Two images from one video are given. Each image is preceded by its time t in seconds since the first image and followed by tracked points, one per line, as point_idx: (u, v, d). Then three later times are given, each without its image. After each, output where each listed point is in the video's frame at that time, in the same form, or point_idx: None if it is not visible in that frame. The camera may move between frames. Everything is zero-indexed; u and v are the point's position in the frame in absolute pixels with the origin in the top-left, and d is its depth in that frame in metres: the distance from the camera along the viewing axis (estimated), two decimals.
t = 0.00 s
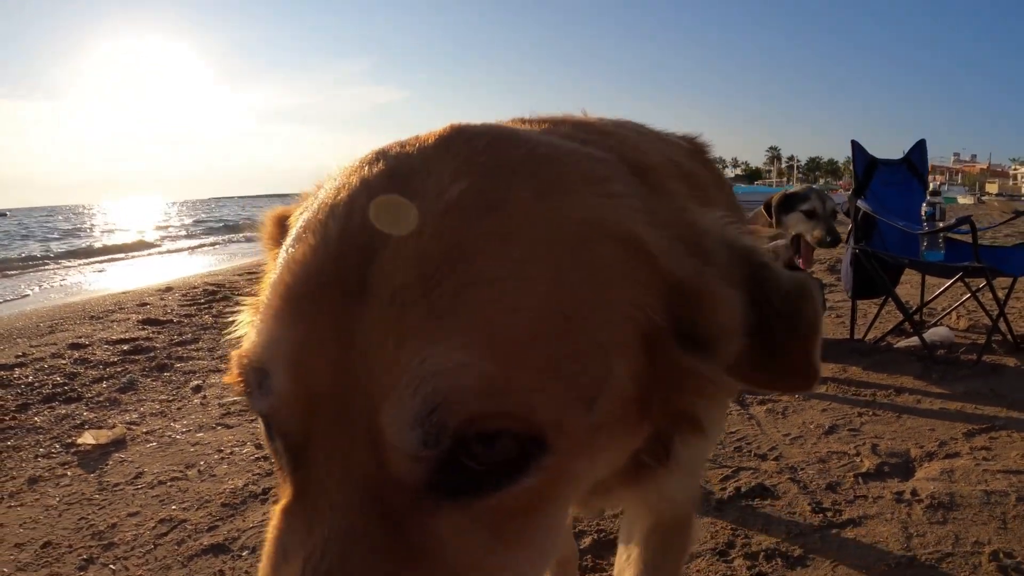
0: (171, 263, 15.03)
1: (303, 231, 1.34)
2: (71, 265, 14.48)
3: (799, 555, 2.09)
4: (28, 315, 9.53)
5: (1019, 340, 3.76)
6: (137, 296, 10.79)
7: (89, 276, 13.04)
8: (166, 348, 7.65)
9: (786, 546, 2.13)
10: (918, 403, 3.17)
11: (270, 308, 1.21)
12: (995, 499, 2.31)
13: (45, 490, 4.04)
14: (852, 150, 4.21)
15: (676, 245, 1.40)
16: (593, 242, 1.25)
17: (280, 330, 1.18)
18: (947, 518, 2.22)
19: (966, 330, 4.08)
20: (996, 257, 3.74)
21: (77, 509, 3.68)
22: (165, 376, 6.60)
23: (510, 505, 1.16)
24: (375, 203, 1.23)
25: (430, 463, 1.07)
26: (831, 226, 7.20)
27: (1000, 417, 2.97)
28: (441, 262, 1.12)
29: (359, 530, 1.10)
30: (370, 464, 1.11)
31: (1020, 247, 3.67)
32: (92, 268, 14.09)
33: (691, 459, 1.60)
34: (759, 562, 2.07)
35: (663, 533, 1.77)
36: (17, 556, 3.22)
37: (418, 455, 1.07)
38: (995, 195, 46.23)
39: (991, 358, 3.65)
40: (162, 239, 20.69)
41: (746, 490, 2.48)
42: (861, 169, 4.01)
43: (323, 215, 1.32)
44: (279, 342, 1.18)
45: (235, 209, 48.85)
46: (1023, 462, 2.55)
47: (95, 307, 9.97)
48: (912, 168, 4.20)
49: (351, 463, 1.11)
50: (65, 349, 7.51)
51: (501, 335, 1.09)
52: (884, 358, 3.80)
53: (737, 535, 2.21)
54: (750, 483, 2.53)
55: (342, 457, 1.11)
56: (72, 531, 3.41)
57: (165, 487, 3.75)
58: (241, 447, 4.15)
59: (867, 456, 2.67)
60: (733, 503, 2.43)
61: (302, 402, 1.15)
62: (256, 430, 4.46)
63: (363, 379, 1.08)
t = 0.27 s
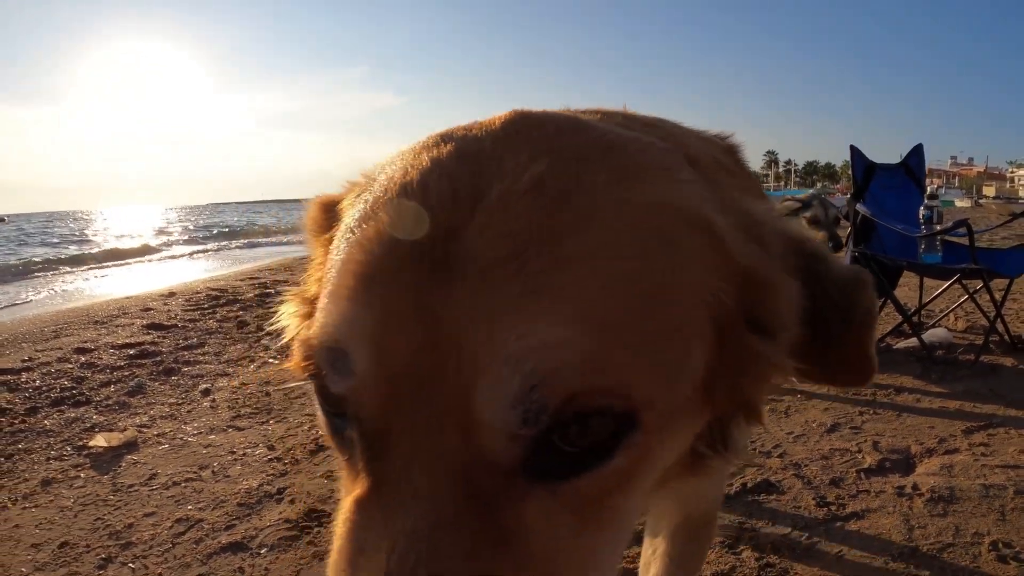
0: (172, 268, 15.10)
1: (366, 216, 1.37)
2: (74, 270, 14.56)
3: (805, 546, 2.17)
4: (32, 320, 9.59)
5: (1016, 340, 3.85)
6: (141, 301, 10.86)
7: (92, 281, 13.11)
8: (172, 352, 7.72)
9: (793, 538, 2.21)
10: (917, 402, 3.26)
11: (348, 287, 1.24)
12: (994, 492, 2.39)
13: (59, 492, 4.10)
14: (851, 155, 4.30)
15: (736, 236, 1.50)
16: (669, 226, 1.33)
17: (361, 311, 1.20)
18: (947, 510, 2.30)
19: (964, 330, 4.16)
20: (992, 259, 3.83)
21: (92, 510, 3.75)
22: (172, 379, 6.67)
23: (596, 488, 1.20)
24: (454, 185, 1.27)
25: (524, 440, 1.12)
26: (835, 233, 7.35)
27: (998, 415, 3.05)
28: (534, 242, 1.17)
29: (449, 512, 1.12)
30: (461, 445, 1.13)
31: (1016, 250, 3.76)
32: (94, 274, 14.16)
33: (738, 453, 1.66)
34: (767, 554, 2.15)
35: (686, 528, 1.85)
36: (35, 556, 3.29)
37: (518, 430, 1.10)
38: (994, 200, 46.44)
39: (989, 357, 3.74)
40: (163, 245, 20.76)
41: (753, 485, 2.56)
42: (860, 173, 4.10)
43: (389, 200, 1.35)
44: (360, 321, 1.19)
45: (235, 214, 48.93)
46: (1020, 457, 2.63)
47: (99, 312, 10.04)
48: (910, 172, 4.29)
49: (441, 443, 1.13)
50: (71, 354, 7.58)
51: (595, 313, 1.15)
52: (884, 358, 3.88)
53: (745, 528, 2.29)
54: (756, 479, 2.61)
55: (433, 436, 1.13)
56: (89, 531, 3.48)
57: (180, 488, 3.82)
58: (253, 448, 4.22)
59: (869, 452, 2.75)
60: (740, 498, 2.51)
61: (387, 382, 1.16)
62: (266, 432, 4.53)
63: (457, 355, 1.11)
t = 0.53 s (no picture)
0: (175, 273, 15.20)
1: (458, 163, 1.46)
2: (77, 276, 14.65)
3: (807, 538, 2.26)
4: (37, 324, 9.68)
5: (1011, 343, 3.94)
6: (144, 306, 10.95)
7: (96, 286, 13.20)
8: (178, 356, 7.81)
9: (796, 530, 2.30)
10: (914, 402, 3.35)
11: (459, 210, 1.29)
12: (989, 486, 2.49)
13: (74, 491, 4.18)
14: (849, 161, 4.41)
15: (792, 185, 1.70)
16: (743, 167, 1.47)
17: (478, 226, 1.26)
18: (943, 504, 2.40)
19: (959, 333, 4.26)
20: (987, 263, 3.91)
21: (108, 509, 3.83)
22: (179, 382, 6.76)
23: (702, 400, 1.28)
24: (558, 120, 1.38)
25: (650, 340, 1.18)
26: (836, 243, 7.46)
27: (993, 414, 3.14)
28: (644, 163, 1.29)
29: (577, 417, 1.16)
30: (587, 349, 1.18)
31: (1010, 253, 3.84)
32: (97, 279, 14.25)
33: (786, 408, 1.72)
34: (772, 546, 2.24)
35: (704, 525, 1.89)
36: (53, 554, 3.36)
37: (644, 327, 1.18)
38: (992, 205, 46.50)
39: (984, 359, 3.83)
40: (165, 250, 20.87)
41: (755, 481, 2.65)
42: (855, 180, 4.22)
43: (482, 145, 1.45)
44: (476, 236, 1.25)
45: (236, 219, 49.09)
46: (1013, 454, 2.73)
47: (104, 316, 10.13)
48: (906, 179, 4.38)
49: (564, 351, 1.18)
50: (78, 358, 7.66)
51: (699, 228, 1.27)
52: (882, 360, 3.97)
53: (749, 522, 2.38)
54: (759, 475, 2.70)
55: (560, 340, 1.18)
56: (106, 529, 3.56)
57: (194, 487, 3.90)
58: (264, 450, 4.30)
59: (867, 449, 2.84)
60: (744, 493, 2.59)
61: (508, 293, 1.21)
62: (276, 434, 4.62)
63: (582, 260, 1.17)
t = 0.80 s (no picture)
0: (176, 278, 15.25)
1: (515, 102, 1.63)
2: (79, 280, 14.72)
3: (805, 534, 2.32)
4: (40, 327, 9.73)
5: (1007, 347, 4.00)
6: (147, 310, 11.01)
7: (98, 291, 13.26)
8: (181, 359, 7.86)
9: (794, 527, 2.36)
10: (910, 405, 3.40)
11: (538, 138, 1.47)
12: (984, 484, 2.55)
13: (81, 491, 4.23)
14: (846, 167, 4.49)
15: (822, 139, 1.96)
16: (780, 113, 1.70)
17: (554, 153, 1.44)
18: (939, 501, 2.45)
19: (956, 338, 4.32)
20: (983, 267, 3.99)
21: (115, 507, 3.87)
22: (182, 385, 6.81)
23: (763, 310, 1.50)
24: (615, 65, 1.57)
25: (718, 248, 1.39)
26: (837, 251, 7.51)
27: (988, 415, 3.20)
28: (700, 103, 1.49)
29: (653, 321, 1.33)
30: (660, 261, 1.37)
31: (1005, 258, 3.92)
32: (100, 284, 14.31)
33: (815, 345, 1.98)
34: (771, 542, 2.30)
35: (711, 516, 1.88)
36: (62, 551, 3.41)
37: (712, 239, 1.38)
38: (993, 213, 46.62)
39: (980, 363, 3.90)
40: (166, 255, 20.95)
41: (755, 480, 2.70)
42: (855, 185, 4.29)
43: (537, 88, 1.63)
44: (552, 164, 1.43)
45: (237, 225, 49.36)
46: (1008, 453, 2.79)
47: (107, 320, 10.18)
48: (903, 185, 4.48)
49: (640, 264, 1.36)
50: (82, 361, 7.71)
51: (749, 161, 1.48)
52: (879, 364, 4.03)
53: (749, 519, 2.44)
54: (758, 474, 2.75)
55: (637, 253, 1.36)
56: (114, 527, 3.60)
57: (201, 487, 3.95)
58: (269, 451, 4.36)
59: (864, 449, 2.90)
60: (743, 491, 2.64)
61: (584, 213, 1.39)
62: (281, 435, 4.67)
63: (654, 182, 1.37)
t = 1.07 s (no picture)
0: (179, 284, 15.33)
1: (554, 32, 1.85)
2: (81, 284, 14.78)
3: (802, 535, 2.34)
4: (43, 331, 9.78)
5: (1005, 352, 4.03)
6: (149, 315, 11.05)
7: (100, 296, 13.32)
8: (183, 363, 7.91)
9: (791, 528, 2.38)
10: (908, 409, 3.43)
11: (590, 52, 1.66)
12: (980, 487, 2.58)
13: (84, 491, 4.26)
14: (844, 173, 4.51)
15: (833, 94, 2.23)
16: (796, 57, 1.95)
17: (597, 59, 1.64)
18: (935, 503, 2.48)
19: (954, 343, 4.35)
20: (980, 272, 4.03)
21: (118, 507, 3.90)
22: (185, 389, 6.85)
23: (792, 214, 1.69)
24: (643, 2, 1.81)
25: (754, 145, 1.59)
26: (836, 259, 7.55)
27: (985, 419, 3.23)
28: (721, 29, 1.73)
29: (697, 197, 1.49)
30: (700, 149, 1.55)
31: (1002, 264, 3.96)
32: (102, 288, 14.39)
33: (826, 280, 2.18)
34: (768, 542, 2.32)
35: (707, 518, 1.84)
36: (65, 549, 3.44)
37: (752, 136, 1.59)
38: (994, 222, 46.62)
39: (978, 368, 3.93)
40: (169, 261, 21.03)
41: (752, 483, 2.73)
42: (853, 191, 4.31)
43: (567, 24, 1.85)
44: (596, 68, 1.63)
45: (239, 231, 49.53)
46: (1004, 456, 2.81)
47: (109, 324, 10.23)
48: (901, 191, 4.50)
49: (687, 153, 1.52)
50: (84, 364, 7.75)
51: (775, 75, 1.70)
52: (877, 369, 4.05)
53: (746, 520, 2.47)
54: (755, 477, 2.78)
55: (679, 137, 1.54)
56: (117, 527, 3.63)
57: (203, 487, 3.98)
58: (271, 453, 4.39)
59: (861, 452, 2.93)
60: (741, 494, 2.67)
61: (624, 108, 1.57)
62: (283, 438, 4.70)
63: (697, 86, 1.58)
